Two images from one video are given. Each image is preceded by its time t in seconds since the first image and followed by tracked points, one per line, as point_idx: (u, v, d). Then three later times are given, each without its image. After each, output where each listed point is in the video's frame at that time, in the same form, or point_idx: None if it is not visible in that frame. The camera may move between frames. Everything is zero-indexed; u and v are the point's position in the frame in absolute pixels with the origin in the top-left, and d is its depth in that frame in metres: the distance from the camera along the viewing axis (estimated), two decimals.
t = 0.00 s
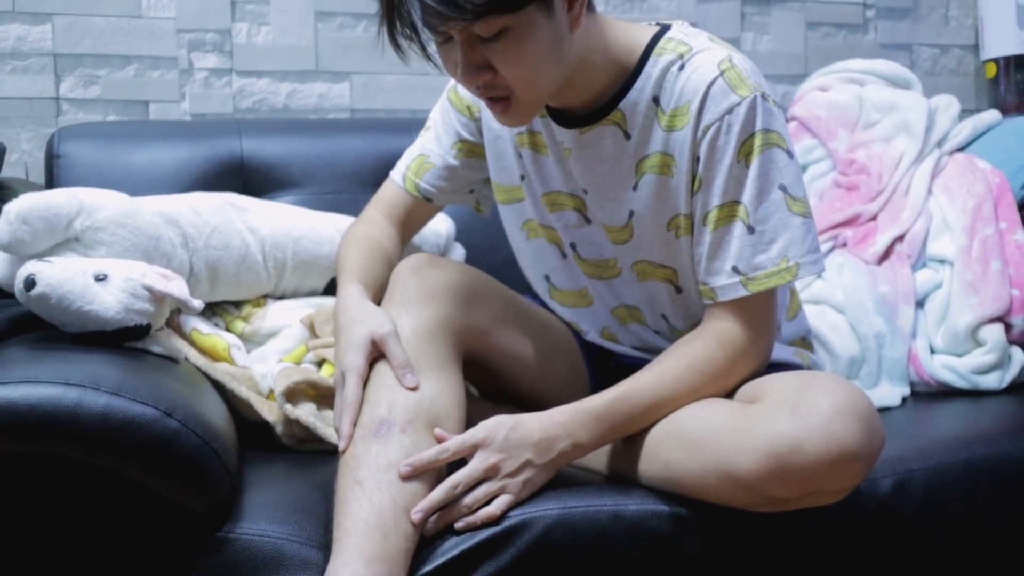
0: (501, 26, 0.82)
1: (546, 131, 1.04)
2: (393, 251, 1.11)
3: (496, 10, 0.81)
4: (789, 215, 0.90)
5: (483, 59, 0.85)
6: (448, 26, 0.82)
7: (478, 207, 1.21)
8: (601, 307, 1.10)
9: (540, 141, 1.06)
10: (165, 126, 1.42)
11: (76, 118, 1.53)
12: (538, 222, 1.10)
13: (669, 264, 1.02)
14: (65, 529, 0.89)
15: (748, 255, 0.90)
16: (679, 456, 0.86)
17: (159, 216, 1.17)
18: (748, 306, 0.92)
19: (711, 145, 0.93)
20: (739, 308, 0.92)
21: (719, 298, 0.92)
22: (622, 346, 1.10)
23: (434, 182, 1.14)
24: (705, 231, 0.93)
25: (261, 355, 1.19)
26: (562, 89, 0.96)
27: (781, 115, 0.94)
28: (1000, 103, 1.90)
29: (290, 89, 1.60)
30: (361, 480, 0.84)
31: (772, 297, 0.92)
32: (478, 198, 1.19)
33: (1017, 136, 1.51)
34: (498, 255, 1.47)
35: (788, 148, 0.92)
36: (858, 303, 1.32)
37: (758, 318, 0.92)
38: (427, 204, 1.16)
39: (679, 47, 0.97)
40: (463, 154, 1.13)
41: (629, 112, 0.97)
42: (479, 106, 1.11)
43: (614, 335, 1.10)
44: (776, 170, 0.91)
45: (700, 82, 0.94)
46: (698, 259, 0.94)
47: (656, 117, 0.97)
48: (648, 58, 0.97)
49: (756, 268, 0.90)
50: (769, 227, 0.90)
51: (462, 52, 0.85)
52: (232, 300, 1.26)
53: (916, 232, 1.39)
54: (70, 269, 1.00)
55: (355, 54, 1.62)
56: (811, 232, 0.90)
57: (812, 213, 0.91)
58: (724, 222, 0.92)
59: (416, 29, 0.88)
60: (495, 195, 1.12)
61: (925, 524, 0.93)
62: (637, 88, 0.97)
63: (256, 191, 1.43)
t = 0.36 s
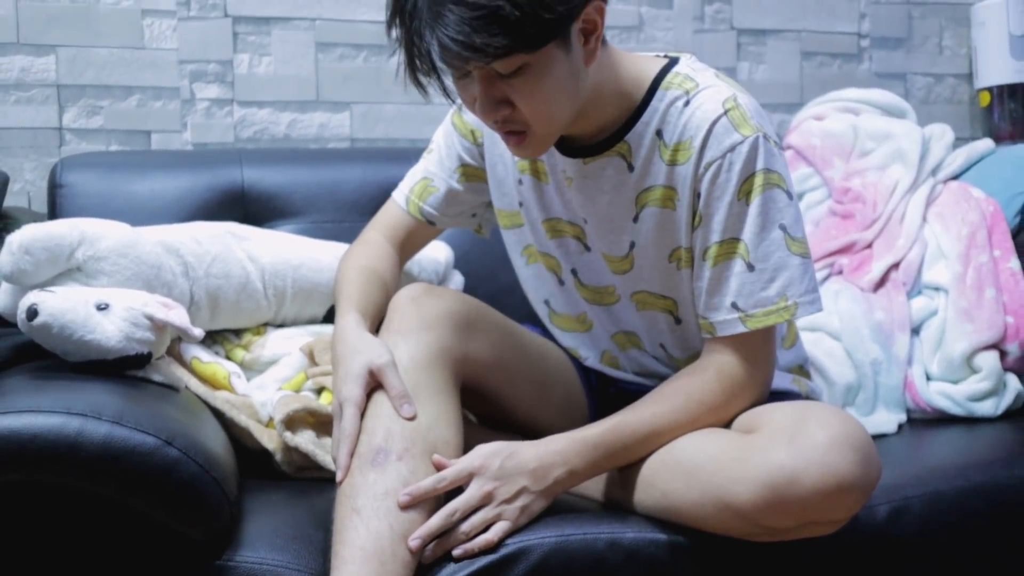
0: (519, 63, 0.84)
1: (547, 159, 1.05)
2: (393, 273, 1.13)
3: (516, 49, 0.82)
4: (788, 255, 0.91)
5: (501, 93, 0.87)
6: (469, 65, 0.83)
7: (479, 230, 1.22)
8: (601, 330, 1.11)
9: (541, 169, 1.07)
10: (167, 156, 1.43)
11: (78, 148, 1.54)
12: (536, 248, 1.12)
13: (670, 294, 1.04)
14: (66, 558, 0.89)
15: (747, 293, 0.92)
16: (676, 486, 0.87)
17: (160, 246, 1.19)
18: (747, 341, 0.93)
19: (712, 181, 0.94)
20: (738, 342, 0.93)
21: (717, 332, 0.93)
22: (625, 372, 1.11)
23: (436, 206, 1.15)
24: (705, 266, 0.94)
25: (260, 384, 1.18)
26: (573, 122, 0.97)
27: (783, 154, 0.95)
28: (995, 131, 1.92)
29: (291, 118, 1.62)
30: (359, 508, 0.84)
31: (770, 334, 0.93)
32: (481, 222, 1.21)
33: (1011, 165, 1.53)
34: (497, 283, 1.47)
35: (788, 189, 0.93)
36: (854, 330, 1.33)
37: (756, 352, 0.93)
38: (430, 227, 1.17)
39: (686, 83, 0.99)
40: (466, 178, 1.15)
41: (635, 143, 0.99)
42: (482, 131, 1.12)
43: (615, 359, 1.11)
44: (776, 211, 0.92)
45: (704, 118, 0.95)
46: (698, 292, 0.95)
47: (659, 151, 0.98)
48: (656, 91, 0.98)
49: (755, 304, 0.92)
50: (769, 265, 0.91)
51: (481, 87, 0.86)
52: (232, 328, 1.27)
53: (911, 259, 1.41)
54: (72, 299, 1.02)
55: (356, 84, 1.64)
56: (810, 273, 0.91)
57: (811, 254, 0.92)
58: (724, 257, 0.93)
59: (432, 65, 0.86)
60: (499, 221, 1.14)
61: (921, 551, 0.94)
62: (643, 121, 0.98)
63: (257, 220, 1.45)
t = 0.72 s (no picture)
0: (506, 59, 0.84)
1: (545, 169, 1.06)
2: (398, 290, 1.13)
3: (501, 43, 0.83)
4: (781, 261, 0.92)
5: (489, 91, 0.87)
6: (454, 59, 0.84)
7: (483, 245, 1.22)
8: (602, 341, 1.11)
9: (540, 179, 1.08)
10: (168, 168, 1.44)
11: (80, 161, 1.55)
12: (537, 258, 1.12)
13: (662, 302, 1.04)
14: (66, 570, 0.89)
15: (740, 300, 0.92)
16: (676, 497, 0.87)
17: (161, 258, 1.19)
18: (745, 348, 0.93)
19: (702, 190, 0.94)
20: (737, 350, 0.93)
21: (713, 340, 0.93)
22: (625, 383, 1.11)
23: (440, 220, 1.15)
24: (698, 274, 0.95)
25: (261, 396, 1.19)
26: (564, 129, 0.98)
27: (774, 162, 0.95)
28: (994, 142, 1.92)
29: (291, 131, 1.62)
30: (358, 520, 0.85)
31: (768, 341, 0.93)
32: (484, 236, 1.21)
33: (1010, 174, 1.53)
34: (497, 294, 1.48)
35: (779, 196, 0.94)
36: (853, 341, 1.33)
37: (756, 361, 0.93)
38: (434, 241, 1.17)
39: (677, 92, 1.00)
40: (468, 191, 1.16)
41: (628, 152, 0.99)
42: (482, 144, 1.13)
43: (615, 370, 1.11)
44: (767, 218, 0.93)
45: (695, 128, 0.96)
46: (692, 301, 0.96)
47: (651, 159, 0.99)
48: (648, 100, 0.99)
49: (749, 311, 0.92)
50: (762, 271, 0.92)
51: (468, 85, 0.87)
52: (232, 340, 1.27)
53: (910, 270, 1.41)
54: (73, 311, 1.02)
55: (356, 97, 1.65)
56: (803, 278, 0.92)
57: (803, 259, 0.92)
58: (716, 266, 0.94)
59: (424, 66, 0.89)
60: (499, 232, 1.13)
61: (920, 562, 0.94)
62: (636, 129, 0.99)
63: (257, 232, 1.45)
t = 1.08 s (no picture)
0: (471, 74, 0.87)
1: (536, 190, 1.08)
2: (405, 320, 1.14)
3: (462, 57, 0.85)
4: (768, 267, 0.92)
5: (458, 108, 0.89)
6: (422, 78, 0.87)
7: (487, 275, 1.22)
8: (598, 360, 1.12)
9: (532, 201, 1.09)
10: (170, 187, 1.45)
11: (83, 179, 1.56)
12: (531, 280, 1.13)
13: (660, 315, 1.04)
14: None
15: (730, 309, 0.92)
16: (673, 515, 0.87)
17: (165, 276, 1.20)
18: (739, 357, 0.93)
19: (685, 203, 0.95)
20: (731, 357, 0.93)
21: (707, 350, 0.93)
22: (623, 402, 1.11)
23: (441, 250, 1.15)
24: (687, 285, 0.95)
25: (262, 413, 1.20)
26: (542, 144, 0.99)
27: (756, 170, 0.96)
28: (993, 158, 1.93)
29: (293, 149, 1.63)
30: (357, 538, 0.85)
31: (762, 348, 0.93)
32: (487, 265, 1.21)
33: (1008, 192, 1.54)
34: (498, 312, 1.48)
35: (763, 203, 0.94)
36: (853, 358, 1.33)
37: (751, 367, 0.93)
38: (439, 271, 1.17)
39: (657, 107, 1.01)
40: (467, 219, 1.16)
41: (613, 168, 1.01)
42: (476, 171, 1.14)
43: (613, 389, 1.12)
44: (751, 224, 0.93)
45: (674, 141, 0.97)
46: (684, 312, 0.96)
47: (635, 174, 1.00)
48: (629, 115, 1.01)
49: (740, 319, 0.92)
50: (749, 279, 0.92)
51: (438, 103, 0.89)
52: (234, 358, 1.27)
53: (910, 287, 1.42)
54: (76, 330, 1.03)
55: (357, 115, 1.66)
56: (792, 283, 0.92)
57: (791, 264, 0.93)
58: (704, 276, 0.94)
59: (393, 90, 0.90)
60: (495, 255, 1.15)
61: None
62: (619, 145, 1.00)
63: (259, 250, 1.46)
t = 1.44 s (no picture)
0: (457, 90, 0.87)
1: (529, 203, 1.09)
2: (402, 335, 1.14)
3: (446, 75, 0.86)
4: (758, 272, 0.92)
5: (446, 124, 0.90)
6: (408, 97, 0.88)
7: (483, 288, 1.23)
8: (595, 369, 1.12)
9: (526, 213, 1.10)
10: (170, 196, 1.45)
11: (84, 189, 1.56)
12: (529, 292, 1.14)
13: (655, 323, 1.05)
14: None
15: (721, 314, 0.92)
16: (671, 525, 0.87)
17: (167, 286, 1.20)
18: (734, 363, 0.93)
19: (675, 210, 0.95)
20: (726, 362, 0.93)
21: (702, 356, 0.93)
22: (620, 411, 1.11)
23: (437, 263, 1.17)
24: (680, 291, 0.95)
25: (263, 423, 1.20)
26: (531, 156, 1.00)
27: (744, 174, 0.96)
28: (991, 167, 1.94)
29: (293, 158, 1.64)
30: (356, 548, 0.84)
31: (756, 353, 0.94)
32: (484, 279, 1.21)
33: (1004, 201, 1.54)
34: (497, 320, 1.49)
35: (752, 208, 0.94)
36: (851, 367, 1.34)
37: (745, 373, 0.93)
38: (434, 285, 1.18)
39: (645, 116, 1.02)
40: (461, 232, 1.17)
41: (603, 178, 1.02)
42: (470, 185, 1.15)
43: (611, 399, 1.12)
44: (740, 230, 0.93)
45: (662, 150, 0.98)
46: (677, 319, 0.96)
47: (625, 183, 1.01)
48: (617, 126, 1.02)
49: (732, 324, 0.92)
50: (739, 284, 0.92)
51: (427, 121, 0.90)
52: (234, 368, 1.28)
53: (909, 296, 1.42)
54: (77, 340, 1.03)
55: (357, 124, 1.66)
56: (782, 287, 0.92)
57: (781, 268, 0.93)
58: (696, 282, 0.94)
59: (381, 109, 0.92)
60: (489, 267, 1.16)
61: None
62: (609, 156, 1.01)
63: (259, 260, 1.46)
